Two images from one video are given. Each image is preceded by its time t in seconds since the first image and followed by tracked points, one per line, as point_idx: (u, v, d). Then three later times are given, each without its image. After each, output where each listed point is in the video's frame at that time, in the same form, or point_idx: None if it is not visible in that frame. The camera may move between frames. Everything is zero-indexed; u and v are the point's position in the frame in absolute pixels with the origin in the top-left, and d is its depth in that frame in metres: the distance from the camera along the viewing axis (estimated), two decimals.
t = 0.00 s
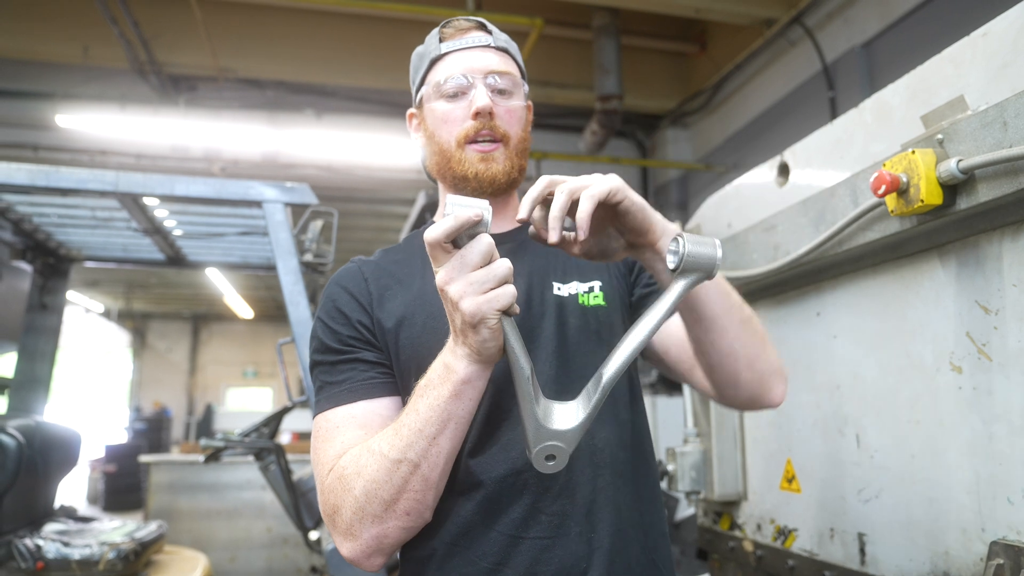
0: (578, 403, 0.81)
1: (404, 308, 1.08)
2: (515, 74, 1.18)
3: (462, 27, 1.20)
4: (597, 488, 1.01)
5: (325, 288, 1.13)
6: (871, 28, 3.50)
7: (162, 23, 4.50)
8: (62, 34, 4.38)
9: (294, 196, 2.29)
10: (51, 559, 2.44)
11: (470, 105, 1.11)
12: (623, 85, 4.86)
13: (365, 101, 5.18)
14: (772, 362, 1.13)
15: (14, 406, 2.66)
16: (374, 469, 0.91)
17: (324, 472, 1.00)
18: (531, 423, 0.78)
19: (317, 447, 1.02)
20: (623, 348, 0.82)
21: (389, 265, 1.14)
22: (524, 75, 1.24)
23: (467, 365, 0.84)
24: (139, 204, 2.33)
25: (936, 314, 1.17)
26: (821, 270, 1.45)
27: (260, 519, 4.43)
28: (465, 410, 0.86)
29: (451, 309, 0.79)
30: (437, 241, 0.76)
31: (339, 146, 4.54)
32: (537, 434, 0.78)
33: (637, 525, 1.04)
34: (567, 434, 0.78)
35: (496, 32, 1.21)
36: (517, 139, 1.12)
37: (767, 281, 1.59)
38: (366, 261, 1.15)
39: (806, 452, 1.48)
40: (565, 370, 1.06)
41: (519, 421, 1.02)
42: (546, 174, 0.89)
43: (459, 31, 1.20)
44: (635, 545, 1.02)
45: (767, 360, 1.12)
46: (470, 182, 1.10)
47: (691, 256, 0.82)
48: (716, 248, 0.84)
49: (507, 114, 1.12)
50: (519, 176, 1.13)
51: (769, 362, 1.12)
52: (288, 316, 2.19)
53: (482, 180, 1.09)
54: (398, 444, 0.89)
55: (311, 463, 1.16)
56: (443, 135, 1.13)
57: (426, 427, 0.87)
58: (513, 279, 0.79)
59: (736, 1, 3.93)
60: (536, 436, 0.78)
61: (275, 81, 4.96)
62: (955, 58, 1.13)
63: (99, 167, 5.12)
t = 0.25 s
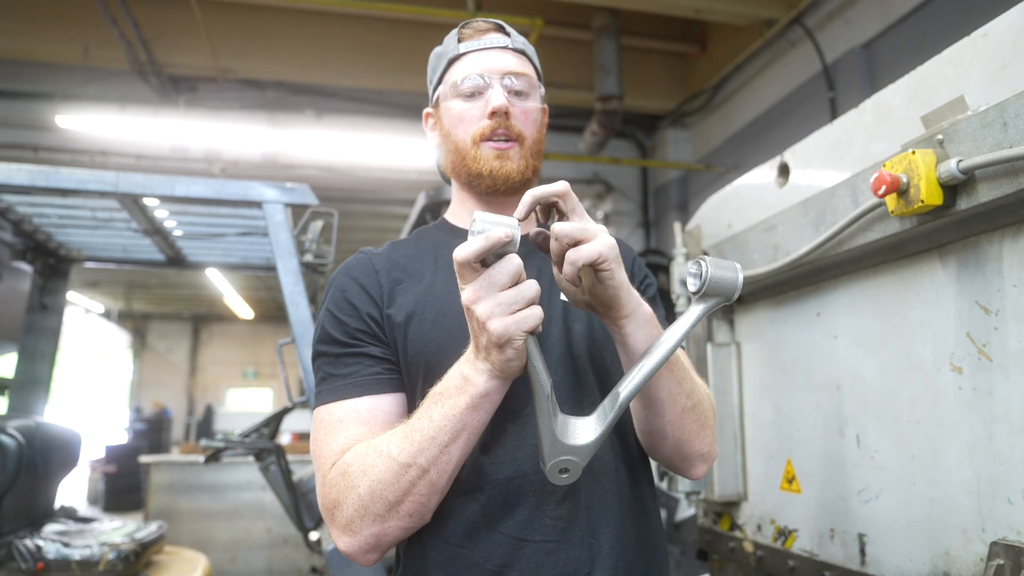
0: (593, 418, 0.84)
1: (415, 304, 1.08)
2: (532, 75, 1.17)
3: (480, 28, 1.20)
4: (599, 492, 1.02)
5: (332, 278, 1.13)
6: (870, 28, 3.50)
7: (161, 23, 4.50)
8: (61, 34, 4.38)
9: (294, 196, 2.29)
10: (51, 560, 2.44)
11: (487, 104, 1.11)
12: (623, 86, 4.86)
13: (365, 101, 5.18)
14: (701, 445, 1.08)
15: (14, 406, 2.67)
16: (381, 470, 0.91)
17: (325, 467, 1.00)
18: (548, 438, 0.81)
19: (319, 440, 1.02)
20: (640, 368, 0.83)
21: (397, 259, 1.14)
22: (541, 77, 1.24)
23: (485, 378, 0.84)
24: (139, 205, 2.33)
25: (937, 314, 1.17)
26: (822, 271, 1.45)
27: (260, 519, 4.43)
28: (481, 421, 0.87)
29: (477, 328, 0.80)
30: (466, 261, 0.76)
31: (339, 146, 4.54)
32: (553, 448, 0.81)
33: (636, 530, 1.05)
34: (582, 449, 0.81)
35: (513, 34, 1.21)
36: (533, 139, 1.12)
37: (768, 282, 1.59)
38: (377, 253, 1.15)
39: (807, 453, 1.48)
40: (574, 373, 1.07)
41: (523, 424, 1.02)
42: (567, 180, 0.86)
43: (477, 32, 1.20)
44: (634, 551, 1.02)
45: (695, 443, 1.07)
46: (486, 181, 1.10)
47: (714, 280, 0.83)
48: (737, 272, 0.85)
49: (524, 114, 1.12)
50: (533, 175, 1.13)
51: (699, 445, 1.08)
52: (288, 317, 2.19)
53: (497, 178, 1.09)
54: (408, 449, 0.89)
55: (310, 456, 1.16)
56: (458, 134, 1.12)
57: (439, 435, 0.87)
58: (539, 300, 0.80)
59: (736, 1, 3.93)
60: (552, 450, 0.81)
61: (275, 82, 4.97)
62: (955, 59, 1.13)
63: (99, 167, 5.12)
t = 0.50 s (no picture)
0: (593, 419, 0.85)
1: (417, 304, 1.08)
2: (539, 85, 1.17)
3: (489, 34, 1.17)
4: (598, 493, 1.01)
5: (334, 278, 1.13)
6: (871, 29, 3.50)
7: (161, 24, 4.50)
8: (62, 34, 4.38)
9: (294, 197, 2.29)
10: (51, 560, 2.43)
11: (493, 118, 1.11)
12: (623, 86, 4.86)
13: (365, 102, 5.18)
14: (702, 447, 1.08)
15: (14, 406, 2.67)
16: (380, 469, 0.91)
17: (327, 465, 1.00)
18: (547, 441, 0.81)
19: (321, 438, 1.02)
20: (641, 368, 0.83)
21: (399, 260, 1.14)
22: (548, 83, 1.23)
23: (486, 381, 0.84)
24: (139, 206, 2.33)
25: (937, 314, 1.17)
26: (822, 271, 1.45)
27: (260, 520, 4.43)
28: (480, 422, 0.87)
29: (477, 330, 0.80)
30: (467, 264, 0.76)
31: (339, 146, 4.54)
32: (553, 451, 0.81)
33: (633, 531, 1.05)
34: (582, 450, 0.82)
35: (523, 41, 1.18)
36: (536, 153, 1.14)
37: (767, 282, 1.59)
38: (378, 254, 1.15)
39: (807, 453, 1.48)
40: (573, 375, 1.07)
41: (522, 425, 1.02)
42: (576, 190, 0.82)
43: (486, 40, 1.17)
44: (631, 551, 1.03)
45: (698, 446, 1.07)
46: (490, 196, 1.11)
47: (716, 282, 0.83)
48: (740, 272, 0.85)
49: (529, 128, 1.12)
50: (536, 188, 1.15)
51: (701, 447, 1.08)
52: (288, 317, 2.19)
53: (501, 193, 1.11)
54: (408, 449, 0.89)
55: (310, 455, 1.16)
56: (464, 145, 1.13)
57: (439, 436, 0.87)
58: (539, 304, 0.79)
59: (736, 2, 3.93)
60: (552, 451, 0.81)
61: (275, 82, 4.97)
62: (955, 59, 1.13)
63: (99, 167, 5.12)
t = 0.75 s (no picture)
0: (587, 426, 0.85)
1: (418, 305, 1.08)
2: (536, 91, 1.17)
3: (483, 40, 1.17)
4: (597, 496, 1.01)
5: (336, 279, 1.13)
6: (871, 29, 3.50)
7: (161, 24, 4.50)
8: (62, 34, 4.38)
9: (294, 197, 2.29)
10: (51, 561, 2.43)
11: (489, 126, 1.12)
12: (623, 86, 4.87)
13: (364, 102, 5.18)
14: (727, 437, 1.11)
15: (14, 407, 2.67)
16: (379, 471, 0.91)
17: (326, 465, 1.00)
18: (544, 446, 0.81)
19: (321, 438, 1.02)
20: (639, 374, 0.83)
21: (401, 262, 1.14)
22: (545, 85, 1.22)
23: (482, 386, 0.84)
24: (139, 206, 2.33)
25: (937, 314, 1.17)
26: (822, 272, 1.45)
27: (260, 520, 4.43)
28: (477, 427, 0.86)
29: (474, 339, 0.80)
30: (465, 274, 0.75)
31: (339, 146, 4.54)
32: (549, 456, 0.82)
33: (632, 533, 1.05)
34: (578, 458, 0.82)
35: (517, 45, 1.18)
36: (534, 161, 1.14)
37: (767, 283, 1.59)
38: (380, 256, 1.16)
39: (806, 453, 1.48)
40: (572, 379, 1.08)
41: (522, 427, 1.02)
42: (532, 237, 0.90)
43: (481, 45, 1.17)
44: (628, 554, 1.03)
45: (722, 436, 1.10)
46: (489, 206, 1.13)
47: (717, 295, 0.84)
48: (742, 284, 0.85)
49: (526, 136, 1.13)
50: (535, 196, 1.16)
51: (724, 438, 1.10)
52: (288, 318, 2.19)
53: (499, 205, 1.12)
54: (404, 452, 0.89)
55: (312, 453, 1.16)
56: (461, 154, 1.14)
57: (435, 440, 0.87)
58: (536, 314, 0.79)
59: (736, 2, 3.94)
60: (548, 458, 0.82)
61: (275, 82, 4.98)
62: (955, 59, 1.13)
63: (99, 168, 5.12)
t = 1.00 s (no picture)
0: (586, 427, 0.85)
1: (420, 306, 1.09)
2: (535, 91, 1.16)
3: (481, 42, 1.16)
4: (596, 499, 1.01)
5: (338, 280, 1.13)
6: (871, 30, 3.50)
7: (161, 24, 4.50)
8: (62, 34, 4.39)
9: (294, 198, 2.29)
10: (51, 561, 2.43)
11: (490, 129, 1.12)
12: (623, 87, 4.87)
13: (364, 102, 5.19)
14: (699, 470, 1.13)
15: (14, 407, 2.67)
16: (378, 473, 0.91)
17: (327, 465, 1.00)
18: (543, 450, 0.82)
19: (322, 438, 1.02)
20: (636, 377, 0.84)
21: (403, 263, 1.14)
22: (545, 84, 1.22)
23: (480, 391, 0.84)
24: (139, 206, 2.33)
25: (937, 315, 1.17)
26: (823, 272, 1.45)
27: (260, 521, 4.43)
28: (475, 431, 0.86)
29: (470, 347, 0.80)
30: (459, 285, 0.74)
31: (339, 146, 4.54)
32: (548, 459, 0.82)
33: (631, 536, 1.05)
34: (577, 459, 0.82)
35: (515, 46, 1.17)
36: (535, 161, 1.14)
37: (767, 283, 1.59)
38: (382, 256, 1.16)
39: (806, 454, 1.48)
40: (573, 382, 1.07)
41: (523, 429, 1.02)
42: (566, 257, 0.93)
43: (478, 48, 1.16)
44: (627, 557, 1.03)
45: (696, 469, 1.12)
46: (491, 208, 1.13)
47: (713, 295, 0.83)
48: (739, 285, 0.85)
49: (527, 137, 1.13)
50: (538, 196, 1.16)
51: (697, 471, 1.12)
52: (288, 318, 2.19)
53: (502, 205, 1.12)
54: (403, 455, 0.89)
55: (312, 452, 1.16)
56: (463, 157, 1.14)
57: (434, 443, 0.87)
58: (531, 321, 0.79)
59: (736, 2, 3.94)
60: (548, 459, 0.82)
61: (275, 82, 4.98)
62: (955, 60, 1.13)
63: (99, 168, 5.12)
